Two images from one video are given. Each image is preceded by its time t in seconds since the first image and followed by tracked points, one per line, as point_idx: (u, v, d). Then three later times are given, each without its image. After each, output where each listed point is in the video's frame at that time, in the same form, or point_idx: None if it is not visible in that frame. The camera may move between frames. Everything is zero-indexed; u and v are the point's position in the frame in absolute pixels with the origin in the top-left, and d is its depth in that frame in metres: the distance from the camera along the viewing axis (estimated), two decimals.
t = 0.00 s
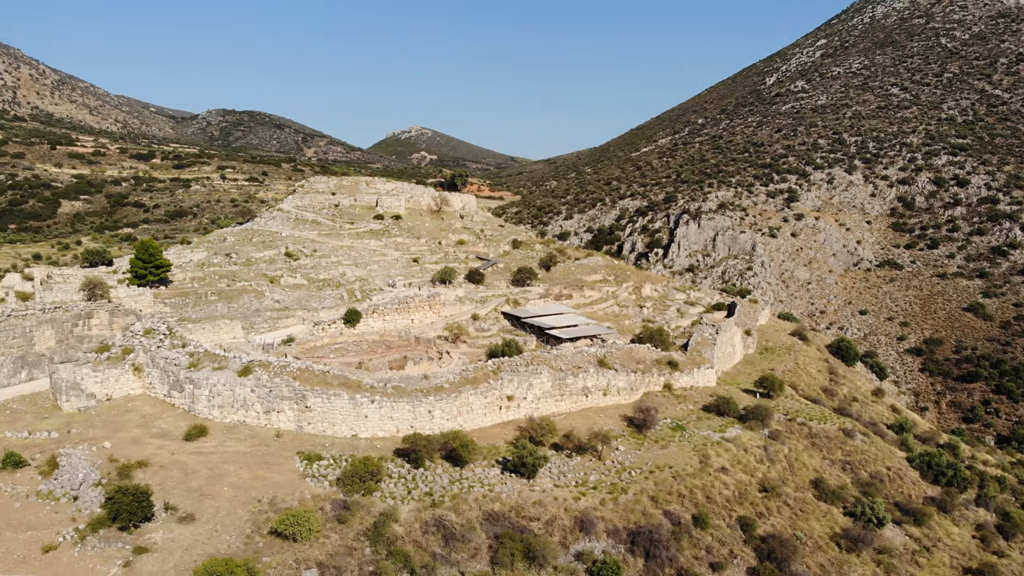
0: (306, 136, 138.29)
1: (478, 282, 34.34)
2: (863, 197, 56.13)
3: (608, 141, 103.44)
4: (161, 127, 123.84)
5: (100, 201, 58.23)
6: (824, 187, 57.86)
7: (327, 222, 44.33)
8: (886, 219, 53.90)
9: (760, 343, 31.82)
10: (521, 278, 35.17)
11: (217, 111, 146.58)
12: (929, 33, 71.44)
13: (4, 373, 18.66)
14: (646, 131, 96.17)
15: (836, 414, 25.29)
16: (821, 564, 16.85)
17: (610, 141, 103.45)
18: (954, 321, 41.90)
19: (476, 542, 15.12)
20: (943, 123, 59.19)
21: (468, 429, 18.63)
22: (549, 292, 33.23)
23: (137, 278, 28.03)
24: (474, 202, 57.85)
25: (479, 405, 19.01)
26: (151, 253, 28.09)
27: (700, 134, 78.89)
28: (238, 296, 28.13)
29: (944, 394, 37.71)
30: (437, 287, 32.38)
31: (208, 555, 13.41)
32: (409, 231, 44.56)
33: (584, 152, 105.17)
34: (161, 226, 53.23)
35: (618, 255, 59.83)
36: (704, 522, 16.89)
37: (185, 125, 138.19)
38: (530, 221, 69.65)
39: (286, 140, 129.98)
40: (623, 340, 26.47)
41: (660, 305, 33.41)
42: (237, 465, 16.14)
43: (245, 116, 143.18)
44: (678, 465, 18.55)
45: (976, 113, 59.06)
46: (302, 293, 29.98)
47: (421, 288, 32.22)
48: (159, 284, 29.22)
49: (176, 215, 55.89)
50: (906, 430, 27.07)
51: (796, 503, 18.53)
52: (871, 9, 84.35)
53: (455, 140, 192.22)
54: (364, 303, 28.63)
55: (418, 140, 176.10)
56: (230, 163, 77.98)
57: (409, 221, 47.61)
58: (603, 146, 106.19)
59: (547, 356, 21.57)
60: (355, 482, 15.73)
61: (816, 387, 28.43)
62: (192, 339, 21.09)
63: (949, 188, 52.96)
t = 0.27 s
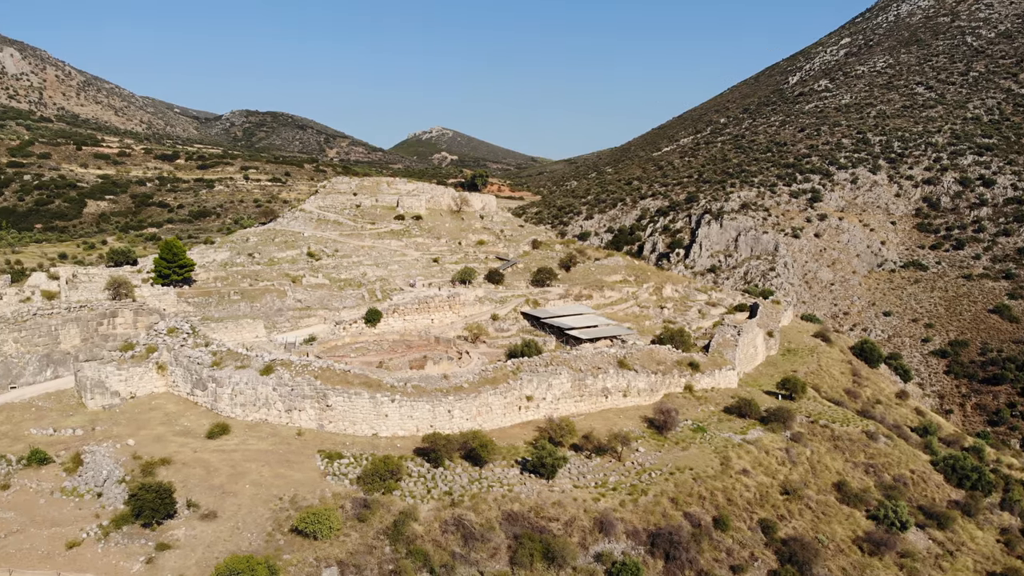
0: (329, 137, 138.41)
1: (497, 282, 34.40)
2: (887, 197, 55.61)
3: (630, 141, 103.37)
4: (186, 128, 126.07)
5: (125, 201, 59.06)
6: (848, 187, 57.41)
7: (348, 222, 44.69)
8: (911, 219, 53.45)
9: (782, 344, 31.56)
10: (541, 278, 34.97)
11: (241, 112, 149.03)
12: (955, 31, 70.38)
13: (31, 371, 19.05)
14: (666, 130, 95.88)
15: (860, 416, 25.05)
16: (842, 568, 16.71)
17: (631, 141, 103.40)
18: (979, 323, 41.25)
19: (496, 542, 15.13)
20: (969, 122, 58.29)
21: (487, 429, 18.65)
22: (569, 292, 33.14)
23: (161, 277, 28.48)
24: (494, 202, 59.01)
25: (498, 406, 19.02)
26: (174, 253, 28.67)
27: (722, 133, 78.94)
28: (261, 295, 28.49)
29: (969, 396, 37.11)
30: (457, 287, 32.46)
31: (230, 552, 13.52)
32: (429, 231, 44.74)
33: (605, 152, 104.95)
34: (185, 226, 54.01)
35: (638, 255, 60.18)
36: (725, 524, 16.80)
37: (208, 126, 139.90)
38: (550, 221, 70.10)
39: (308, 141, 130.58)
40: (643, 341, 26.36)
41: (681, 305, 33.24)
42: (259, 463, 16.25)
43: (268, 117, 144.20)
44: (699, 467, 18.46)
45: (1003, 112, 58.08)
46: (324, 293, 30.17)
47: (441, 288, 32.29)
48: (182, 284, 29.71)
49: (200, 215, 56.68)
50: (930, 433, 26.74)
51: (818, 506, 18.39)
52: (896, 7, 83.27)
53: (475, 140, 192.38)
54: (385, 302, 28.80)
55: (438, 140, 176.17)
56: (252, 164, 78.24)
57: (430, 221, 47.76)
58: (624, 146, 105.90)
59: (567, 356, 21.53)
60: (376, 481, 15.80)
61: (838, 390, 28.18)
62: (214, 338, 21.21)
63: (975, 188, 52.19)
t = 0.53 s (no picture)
0: (352, 137, 138.75)
1: (517, 282, 34.45)
2: (912, 197, 55.06)
3: (651, 141, 103.28)
4: (210, 129, 127.91)
5: (149, 201, 59.93)
6: (872, 187, 56.97)
7: (369, 222, 45.05)
8: (936, 220, 52.82)
9: (805, 346, 31.36)
10: (560, 278, 35.16)
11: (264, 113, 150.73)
12: (981, 30, 69.38)
13: (57, 368, 19.39)
14: (687, 130, 95.80)
15: (883, 419, 24.82)
16: (864, 572, 16.56)
17: (652, 141, 103.35)
18: (1005, 325, 40.61)
19: (514, 542, 15.12)
20: (995, 122, 57.45)
21: (506, 430, 18.67)
22: (588, 293, 33.06)
23: (185, 276, 29.06)
24: (514, 202, 58.21)
25: (517, 406, 19.03)
26: (198, 252, 29.37)
27: (744, 133, 79.00)
28: (283, 295, 28.92)
29: (994, 399, 36.46)
30: (476, 287, 32.62)
31: (251, 550, 13.61)
32: (449, 232, 44.89)
33: (626, 152, 104.97)
34: (208, 226, 54.75)
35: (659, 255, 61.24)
36: (746, 527, 16.70)
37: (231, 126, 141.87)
38: (571, 221, 70.78)
39: (330, 142, 131.10)
40: (663, 342, 26.28)
41: (702, 306, 33.12)
42: (280, 461, 16.37)
43: (291, 118, 145.24)
44: (719, 469, 18.36)
45: None
46: (345, 293, 30.38)
47: (461, 288, 32.47)
48: (205, 284, 30.24)
49: (223, 215, 57.41)
50: (955, 436, 26.41)
51: (840, 509, 18.25)
52: (921, 6, 82.27)
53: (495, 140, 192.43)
54: (405, 301, 28.91)
55: (459, 140, 176.57)
56: (275, 164, 78.86)
57: (450, 221, 47.93)
58: (645, 145, 105.88)
59: (586, 357, 21.51)
60: (396, 480, 15.86)
61: (862, 392, 27.95)
62: (237, 337, 21.30)
63: (1001, 189, 51.45)
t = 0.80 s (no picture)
0: (372, 138, 138.64)
1: (536, 282, 34.43)
2: (936, 197, 54.53)
3: (671, 141, 103.04)
4: (230, 130, 129.53)
5: (172, 201, 60.74)
6: (895, 186, 56.54)
7: (389, 222, 45.38)
8: (960, 220, 52.24)
9: (827, 347, 31.11)
10: (579, 278, 34.95)
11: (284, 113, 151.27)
12: (1006, 28, 68.28)
13: (81, 366, 19.61)
14: (708, 130, 95.57)
15: (906, 421, 24.61)
16: None
17: (672, 140, 103.08)
18: None
19: (533, 542, 15.10)
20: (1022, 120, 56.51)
21: (524, 430, 18.68)
22: (607, 293, 32.98)
23: (206, 275, 29.70)
24: (533, 202, 58.40)
25: (535, 406, 19.01)
26: (220, 252, 30.05)
27: (766, 132, 78.95)
28: (303, 294, 29.00)
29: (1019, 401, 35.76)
30: (495, 287, 32.66)
31: (271, 547, 13.71)
32: (468, 232, 44.99)
33: (646, 151, 104.73)
34: (230, 225, 55.41)
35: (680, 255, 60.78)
36: (766, 529, 16.61)
37: (253, 128, 143.02)
38: (589, 221, 69.74)
39: (350, 142, 131.33)
40: (683, 343, 26.21)
41: (723, 307, 32.97)
42: (300, 459, 16.47)
43: (312, 118, 146.05)
44: (740, 471, 18.26)
45: None
46: (365, 292, 30.45)
47: (480, 289, 32.48)
48: (227, 282, 30.97)
49: (245, 215, 58.07)
50: (978, 439, 26.09)
51: (861, 512, 18.13)
52: (946, 3, 81.11)
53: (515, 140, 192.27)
54: (424, 301, 28.96)
55: (478, 141, 176.71)
56: (297, 164, 79.34)
57: (469, 221, 48.05)
58: (666, 144, 105.68)
59: (605, 358, 21.46)
60: (414, 479, 15.91)
61: (884, 394, 27.70)
62: (258, 336, 21.54)
63: None
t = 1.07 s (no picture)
0: (392, 138, 138.17)
1: (554, 282, 34.40)
2: (959, 198, 53.90)
3: (691, 141, 102.80)
4: (252, 130, 131.35)
5: (193, 201, 61.43)
6: (917, 187, 56.08)
7: (408, 222, 45.67)
8: (984, 221, 51.39)
9: (847, 349, 30.86)
10: (597, 278, 35.05)
11: (303, 113, 151.78)
12: None
13: (104, 364, 20.06)
14: (728, 130, 95.28)
15: (928, 424, 24.40)
16: None
17: (692, 140, 102.83)
18: None
19: (550, 542, 15.10)
20: None
21: (542, 430, 18.68)
22: (626, 294, 32.89)
23: (228, 275, 29.83)
24: (551, 202, 58.08)
25: (553, 406, 19.01)
26: (240, 252, 29.93)
27: (787, 132, 78.85)
28: (323, 294, 29.53)
29: None
30: (513, 287, 32.73)
31: (290, 545, 13.80)
32: (487, 232, 45.04)
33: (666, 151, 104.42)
34: (251, 225, 56.00)
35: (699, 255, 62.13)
36: (785, 532, 16.53)
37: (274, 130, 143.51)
38: (609, 221, 71.71)
39: (370, 142, 131.30)
40: (703, 344, 26.11)
41: (743, 308, 32.80)
42: (319, 457, 16.58)
43: (333, 119, 146.61)
44: (759, 472, 18.15)
45: None
46: (384, 292, 30.88)
47: (498, 289, 32.48)
48: (247, 280, 31.04)
49: (266, 215, 58.67)
50: (1002, 442, 25.75)
51: (881, 515, 18.01)
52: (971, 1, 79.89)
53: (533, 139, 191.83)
54: (442, 301, 28.96)
55: (497, 141, 176.88)
56: (317, 164, 79.61)
57: (487, 221, 48.07)
58: (686, 144, 105.42)
59: (623, 359, 21.42)
60: (432, 478, 15.97)
61: (905, 396, 27.44)
62: (278, 336, 21.76)
63: None
